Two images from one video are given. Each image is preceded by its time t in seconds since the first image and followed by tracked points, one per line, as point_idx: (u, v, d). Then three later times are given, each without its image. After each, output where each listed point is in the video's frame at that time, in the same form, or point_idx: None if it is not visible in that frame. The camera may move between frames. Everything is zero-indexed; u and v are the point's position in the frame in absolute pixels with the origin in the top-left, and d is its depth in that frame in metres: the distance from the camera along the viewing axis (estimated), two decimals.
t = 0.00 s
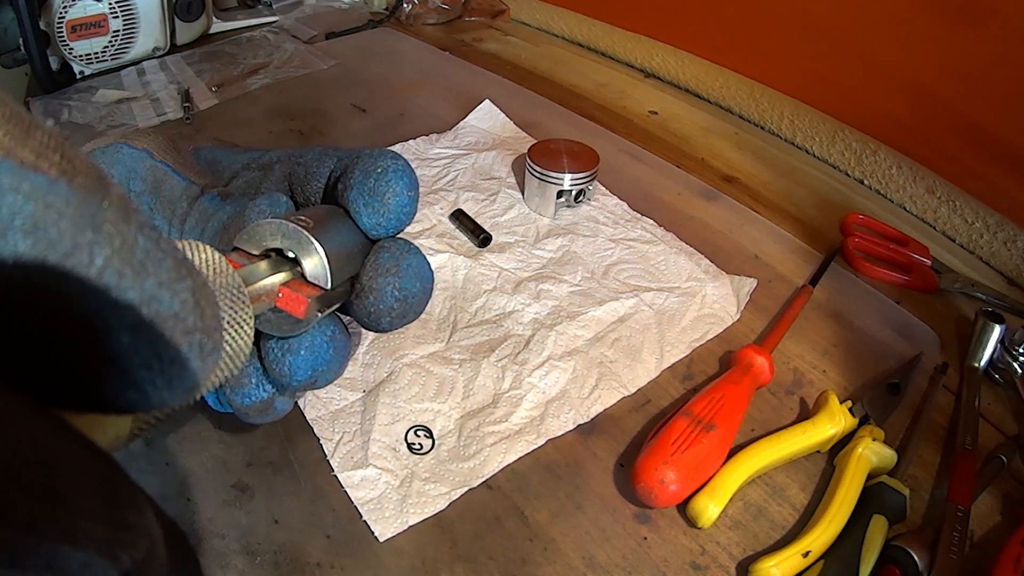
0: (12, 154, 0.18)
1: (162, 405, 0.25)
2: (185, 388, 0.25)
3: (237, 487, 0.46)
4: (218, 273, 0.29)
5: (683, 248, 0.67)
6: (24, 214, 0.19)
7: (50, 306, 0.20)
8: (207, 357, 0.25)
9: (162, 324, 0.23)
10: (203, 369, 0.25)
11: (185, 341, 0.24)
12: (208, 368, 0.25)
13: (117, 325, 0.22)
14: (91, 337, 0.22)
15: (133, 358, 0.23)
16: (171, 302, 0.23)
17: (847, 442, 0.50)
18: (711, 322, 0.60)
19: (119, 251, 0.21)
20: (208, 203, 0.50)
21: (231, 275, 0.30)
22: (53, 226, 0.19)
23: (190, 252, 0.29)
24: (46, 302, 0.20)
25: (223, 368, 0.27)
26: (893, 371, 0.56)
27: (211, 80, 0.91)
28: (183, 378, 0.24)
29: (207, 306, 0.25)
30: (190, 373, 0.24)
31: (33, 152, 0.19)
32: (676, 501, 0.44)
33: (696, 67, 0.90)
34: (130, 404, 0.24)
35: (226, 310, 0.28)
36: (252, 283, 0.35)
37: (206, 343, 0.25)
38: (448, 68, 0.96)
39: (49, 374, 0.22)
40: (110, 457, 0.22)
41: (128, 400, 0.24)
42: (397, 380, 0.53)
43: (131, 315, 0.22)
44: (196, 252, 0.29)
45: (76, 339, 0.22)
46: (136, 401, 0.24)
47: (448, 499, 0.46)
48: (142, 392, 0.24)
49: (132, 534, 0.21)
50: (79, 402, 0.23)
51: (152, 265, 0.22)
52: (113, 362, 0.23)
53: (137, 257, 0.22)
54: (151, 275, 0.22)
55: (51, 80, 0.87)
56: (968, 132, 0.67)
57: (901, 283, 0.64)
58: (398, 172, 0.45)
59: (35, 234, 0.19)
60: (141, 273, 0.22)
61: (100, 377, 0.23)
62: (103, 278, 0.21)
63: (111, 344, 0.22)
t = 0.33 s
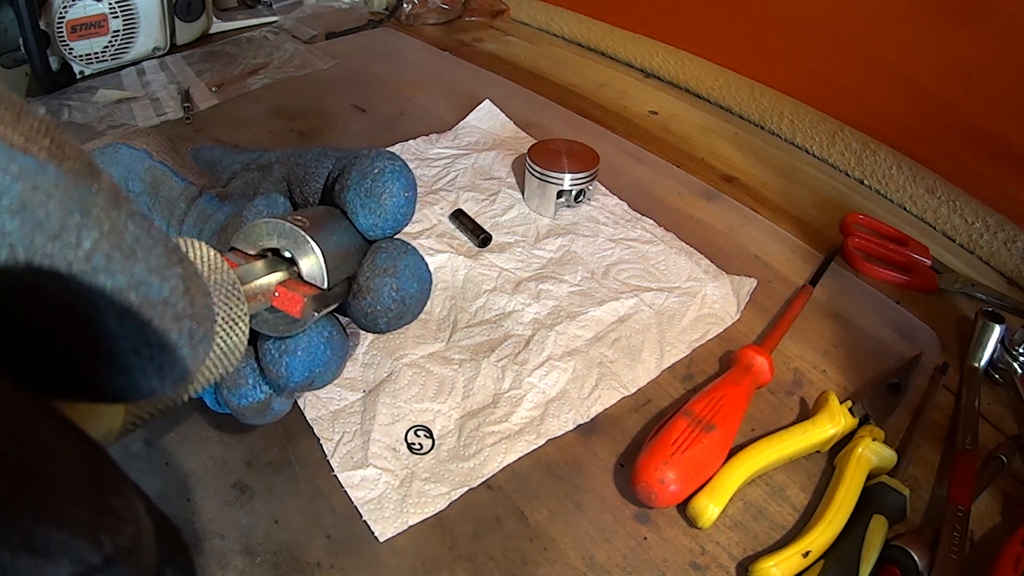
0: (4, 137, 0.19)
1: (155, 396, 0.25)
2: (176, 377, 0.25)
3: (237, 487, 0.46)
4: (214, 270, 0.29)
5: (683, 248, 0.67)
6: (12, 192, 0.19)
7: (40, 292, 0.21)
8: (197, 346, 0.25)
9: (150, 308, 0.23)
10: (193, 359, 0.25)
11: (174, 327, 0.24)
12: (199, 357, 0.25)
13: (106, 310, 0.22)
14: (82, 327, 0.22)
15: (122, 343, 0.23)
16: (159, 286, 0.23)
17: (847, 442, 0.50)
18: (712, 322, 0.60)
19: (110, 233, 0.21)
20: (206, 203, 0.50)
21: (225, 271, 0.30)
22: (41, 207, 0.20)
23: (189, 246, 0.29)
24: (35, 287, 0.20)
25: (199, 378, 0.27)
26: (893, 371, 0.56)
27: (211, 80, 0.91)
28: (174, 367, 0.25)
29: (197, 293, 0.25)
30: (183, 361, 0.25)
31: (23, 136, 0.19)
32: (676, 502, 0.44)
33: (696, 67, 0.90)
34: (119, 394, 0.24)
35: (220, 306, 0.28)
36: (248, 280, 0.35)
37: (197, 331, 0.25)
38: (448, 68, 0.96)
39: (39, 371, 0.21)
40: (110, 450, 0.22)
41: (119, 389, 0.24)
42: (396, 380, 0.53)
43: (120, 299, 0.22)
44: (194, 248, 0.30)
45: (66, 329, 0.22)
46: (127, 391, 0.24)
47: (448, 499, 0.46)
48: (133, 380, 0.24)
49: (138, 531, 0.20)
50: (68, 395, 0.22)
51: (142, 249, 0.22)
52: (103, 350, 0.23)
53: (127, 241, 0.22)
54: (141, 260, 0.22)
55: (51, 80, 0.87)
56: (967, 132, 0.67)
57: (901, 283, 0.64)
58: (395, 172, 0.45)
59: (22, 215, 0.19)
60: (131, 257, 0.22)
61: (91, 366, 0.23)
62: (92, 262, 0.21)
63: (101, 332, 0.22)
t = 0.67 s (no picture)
0: None
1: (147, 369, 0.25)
2: (165, 348, 0.25)
3: (237, 487, 0.46)
4: (212, 263, 0.29)
5: (683, 248, 0.67)
6: (4, 153, 0.19)
7: (29, 250, 0.21)
8: (186, 319, 0.25)
9: (136, 276, 0.23)
10: (184, 330, 0.26)
11: (163, 296, 0.24)
12: (188, 332, 0.26)
13: (92, 278, 0.22)
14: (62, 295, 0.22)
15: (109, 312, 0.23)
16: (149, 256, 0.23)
17: (848, 442, 0.50)
18: (712, 322, 0.60)
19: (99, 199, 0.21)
20: (207, 204, 0.50)
21: (224, 266, 0.30)
22: (34, 167, 0.20)
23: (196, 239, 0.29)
24: (18, 250, 0.20)
25: (188, 369, 0.27)
26: (893, 371, 0.56)
27: (211, 81, 0.91)
28: (163, 336, 0.25)
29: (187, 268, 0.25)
30: (170, 335, 0.25)
31: (19, 103, 0.19)
32: (676, 501, 0.44)
33: (696, 67, 0.90)
34: (106, 361, 0.24)
35: (215, 300, 0.28)
36: (246, 279, 0.35)
37: (186, 303, 0.25)
38: (447, 68, 0.96)
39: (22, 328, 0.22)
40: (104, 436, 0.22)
41: (106, 355, 0.24)
42: (397, 380, 0.53)
43: (108, 267, 0.22)
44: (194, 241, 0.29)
45: (46, 293, 0.22)
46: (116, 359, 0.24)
47: (448, 499, 0.46)
48: (121, 347, 0.24)
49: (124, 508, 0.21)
50: (53, 354, 0.23)
51: (133, 217, 0.22)
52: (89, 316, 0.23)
53: (118, 210, 0.22)
54: (132, 230, 0.22)
55: (51, 80, 0.87)
56: (967, 132, 0.67)
57: (901, 283, 0.64)
58: (394, 172, 0.45)
59: (14, 174, 0.19)
60: (121, 225, 0.22)
61: (78, 332, 0.23)
62: (81, 225, 0.21)
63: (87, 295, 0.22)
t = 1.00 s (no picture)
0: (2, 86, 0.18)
1: (151, 347, 0.24)
2: (170, 328, 0.24)
3: (237, 487, 0.46)
4: (218, 260, 0.29)
5: (683, 248, 0.67)
6: (16, 134, 0.18)
7: (40, 230, 0.20)
8: (191, 300, 0.24)
9: (140, 255, 0.22)
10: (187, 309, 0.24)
11: (168, 274, 0.23)
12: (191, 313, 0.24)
13: (100, 253, 0.21)
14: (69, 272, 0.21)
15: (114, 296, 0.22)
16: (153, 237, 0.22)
17: (847, 442, 0.50)
18: (711, 322, 0.60)
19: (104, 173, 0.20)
20: (210, 205, 0.50)
21: (229, 263, 0.30)
22: (44, 147, 0.19)
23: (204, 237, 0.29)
24: (28, 225, 0.19)
25: (187, 361, 0.27)
26: (893, 371, 0.56)
27: (211, 80, 0.91)
28: (167, 316, 0.23)
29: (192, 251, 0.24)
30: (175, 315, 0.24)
31: (29, 89, 0.19)
32: (676, 501, 0.44)
33: (696, 67, 0.90)
34: (111, 342, 0.23)
35: (217, 294, 0.28)
36: (247, 275, 0.35)
37: (191, 282, 0.24)
38: (448, 68, 0.96)
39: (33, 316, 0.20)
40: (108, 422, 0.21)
41: (109, 334, 0.23)
42: (397, 380, 0.53)
43: (112, 246, 0.21)
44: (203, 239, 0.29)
45: (56, 270, 0.20)
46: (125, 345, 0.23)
47: (448, 499, 0.46)
48: (127, 325, 0.23)
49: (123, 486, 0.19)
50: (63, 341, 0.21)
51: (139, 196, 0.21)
52: (96, 301, 0.21)
53: (124, 190, 0.21)
54: (136, 209, 0.21)
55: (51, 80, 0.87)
56: (967, 131, 0.67)
57: (901, 283, 0.64)
58: (395, 173, 0.45)
59: (25, 153, 0.19)
60: (126, 205, 0.21)
61: (86, 326, 0.22)
62: (89, 205, 0.20)
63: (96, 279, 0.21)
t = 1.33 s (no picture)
0: None
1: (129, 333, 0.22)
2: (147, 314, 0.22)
3: (237, 487, 0.46)
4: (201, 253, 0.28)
5: (683, 248, 0.67)
6: None
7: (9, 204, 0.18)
8: (167, 276, 0.21)
9: (110, 228, 0.19)
10: (166, 289, 0.21)
11: (139, 247, 0.20)
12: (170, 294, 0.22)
13: (71, 226, 0.19)
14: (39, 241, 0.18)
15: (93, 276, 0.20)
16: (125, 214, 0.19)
17: (848, 442, 0.50)
18: (712, 322, 0.60)
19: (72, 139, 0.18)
20: (207, 206, 0.51)
21: (217, 259, 0.29)
22: (14, 123, 0.17)
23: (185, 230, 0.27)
24: None
25: (169, 354, 0.26)
26: (893, 371, 0.56)
27: (211, 81, 0.91)
28: (140, 292, 0.21)
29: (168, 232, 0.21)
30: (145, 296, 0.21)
31: None
32: (676, 501, 0.44)
33: (696, 67, 0.90)
34: (80, 323, 0.20)
35: (198, 285, 0.27)
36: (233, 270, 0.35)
37: (166, 256, 0.21)
38: (448, 68, 0.96)
39: (4, 277, 0.18)
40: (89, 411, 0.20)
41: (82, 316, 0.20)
42: (397, 380, 0.53)
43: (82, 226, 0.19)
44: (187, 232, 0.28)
45: (25, 239, 0.18)
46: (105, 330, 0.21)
47: (448, 499, 0.46)
48: (96, 301, 0.20)
49: (94, 456, 0.19)
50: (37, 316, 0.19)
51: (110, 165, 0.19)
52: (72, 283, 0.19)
53: (95, 163, 0.19)
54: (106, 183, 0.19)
55: (51, 80, 0.87)
56: (967, 131, 0.67)
57: (901, 283, 0.64)
58: (391, 173, 0.45)
59: None
60: (97, 178, 0.19)
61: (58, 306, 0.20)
62: (60, 179, 0.18)
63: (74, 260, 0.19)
